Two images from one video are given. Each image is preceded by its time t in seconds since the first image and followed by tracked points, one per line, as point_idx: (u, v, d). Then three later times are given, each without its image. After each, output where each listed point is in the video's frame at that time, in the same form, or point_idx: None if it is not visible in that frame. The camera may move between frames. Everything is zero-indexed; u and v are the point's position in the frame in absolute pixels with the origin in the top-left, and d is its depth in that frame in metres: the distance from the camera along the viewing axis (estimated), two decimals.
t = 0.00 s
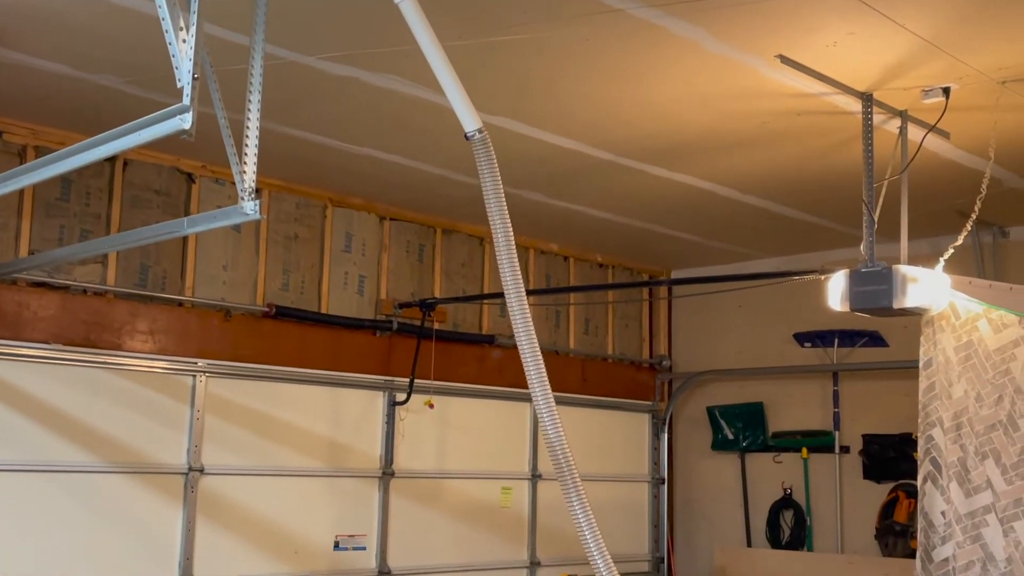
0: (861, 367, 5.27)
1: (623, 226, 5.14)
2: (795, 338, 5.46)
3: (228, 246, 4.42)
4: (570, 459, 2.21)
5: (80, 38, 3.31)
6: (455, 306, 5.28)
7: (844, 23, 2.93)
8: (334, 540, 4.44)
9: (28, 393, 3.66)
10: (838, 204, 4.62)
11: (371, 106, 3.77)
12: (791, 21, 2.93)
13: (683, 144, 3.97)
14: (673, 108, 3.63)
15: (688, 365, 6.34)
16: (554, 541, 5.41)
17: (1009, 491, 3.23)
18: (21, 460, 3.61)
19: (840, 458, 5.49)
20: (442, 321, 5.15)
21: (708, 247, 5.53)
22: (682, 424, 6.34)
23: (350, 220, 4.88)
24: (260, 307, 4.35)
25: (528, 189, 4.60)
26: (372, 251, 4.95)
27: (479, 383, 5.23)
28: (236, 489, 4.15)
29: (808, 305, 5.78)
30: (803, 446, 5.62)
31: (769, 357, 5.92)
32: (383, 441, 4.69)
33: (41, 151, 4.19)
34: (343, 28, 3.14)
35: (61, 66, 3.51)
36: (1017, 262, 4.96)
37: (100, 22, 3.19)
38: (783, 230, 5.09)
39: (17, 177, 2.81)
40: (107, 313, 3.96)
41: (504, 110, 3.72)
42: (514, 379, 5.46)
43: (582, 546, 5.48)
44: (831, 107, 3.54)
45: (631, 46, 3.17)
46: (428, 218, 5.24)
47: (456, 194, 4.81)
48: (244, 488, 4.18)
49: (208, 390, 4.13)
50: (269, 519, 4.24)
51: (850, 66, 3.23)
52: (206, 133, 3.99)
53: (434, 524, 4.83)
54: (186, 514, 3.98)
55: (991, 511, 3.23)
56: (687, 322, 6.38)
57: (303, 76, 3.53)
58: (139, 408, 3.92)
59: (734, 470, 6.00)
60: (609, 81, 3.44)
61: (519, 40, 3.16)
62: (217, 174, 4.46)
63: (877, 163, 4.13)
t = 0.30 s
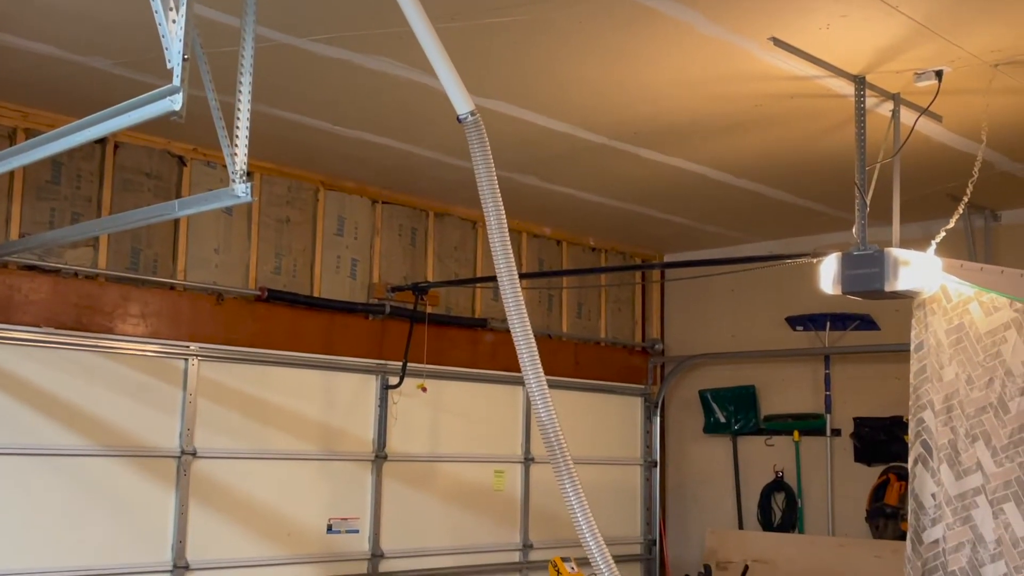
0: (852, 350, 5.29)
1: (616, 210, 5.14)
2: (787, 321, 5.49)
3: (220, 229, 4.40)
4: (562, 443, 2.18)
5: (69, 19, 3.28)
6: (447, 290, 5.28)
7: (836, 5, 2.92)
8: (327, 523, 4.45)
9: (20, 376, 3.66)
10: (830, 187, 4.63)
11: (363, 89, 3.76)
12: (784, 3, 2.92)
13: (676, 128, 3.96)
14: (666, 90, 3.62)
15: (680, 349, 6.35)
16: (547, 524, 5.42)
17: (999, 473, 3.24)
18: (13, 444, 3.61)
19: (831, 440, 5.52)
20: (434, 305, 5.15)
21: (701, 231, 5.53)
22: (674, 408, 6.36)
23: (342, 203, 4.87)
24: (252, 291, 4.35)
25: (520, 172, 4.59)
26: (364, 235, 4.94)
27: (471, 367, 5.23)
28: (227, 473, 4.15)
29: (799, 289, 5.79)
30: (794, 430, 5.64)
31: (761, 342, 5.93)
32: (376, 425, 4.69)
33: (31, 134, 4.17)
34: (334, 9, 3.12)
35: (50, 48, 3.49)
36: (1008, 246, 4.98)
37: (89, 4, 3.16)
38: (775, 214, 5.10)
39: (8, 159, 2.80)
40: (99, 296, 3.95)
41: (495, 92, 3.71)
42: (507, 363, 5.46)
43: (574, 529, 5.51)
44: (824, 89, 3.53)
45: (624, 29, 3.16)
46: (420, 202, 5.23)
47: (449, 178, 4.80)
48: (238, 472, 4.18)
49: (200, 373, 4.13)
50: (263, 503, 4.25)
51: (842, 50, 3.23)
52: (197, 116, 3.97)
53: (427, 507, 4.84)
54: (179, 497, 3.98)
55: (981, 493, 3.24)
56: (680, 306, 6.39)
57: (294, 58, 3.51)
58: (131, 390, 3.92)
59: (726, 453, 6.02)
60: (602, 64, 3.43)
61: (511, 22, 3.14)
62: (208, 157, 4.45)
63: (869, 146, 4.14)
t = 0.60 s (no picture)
0: (843, 332, 5.31)
1: (608, 192, 5.14)
2: (779, 303, 5.49)
3: (211, 212, 4.38)
4: (554, 424, 2.16)
5: None
6: (439, 273, 5.27)
7: None
8: (319, 506, 4.46)
9: (11, 359, 3.65)
10: (822, 170, 4.63)
11: (354, 70, 3.74)
12: None
13: (669, 110, 3.95)
14: (658, 72, 3.61)
15: (672, 333, 6.36)
16: (539, 507, 5.44)
17: (989, 454, 3.22)
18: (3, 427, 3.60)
19: (822, 423, 5.54)
20: (426, 288, 5.15)
21: (693, 214, 5.53)
22: (665, 391, 6.37)
23: (333, 186, 4.86)
24: (244, 274, 4.34)
25: (512, 155, 4.58)
26: (356, 218, 4.93)
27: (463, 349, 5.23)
28: (220, 455, 4.15)
29: (791, 273, 5.80)
30: (786, 412, 5.66)
31: (752, 325, 5.94)
32: (369, 406, 4.69)
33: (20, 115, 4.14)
34: None
35: (38, 29, 3.46)
36: (998, 229, 4.99)
37: None
38: (767, 197, 5.09)
39: None
40: (89, 278, 3.92)
41: (487, 74, 3.70)
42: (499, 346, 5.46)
43: (566, 512, 5.52)
44: (816, 71, 3.52)
45: (616, 10, 3.14)
46: (412, 184, 5.21)
47: (441, 160, 4.79)
48: (229, 454, 4.18)
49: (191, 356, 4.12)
50: (255, 485, 4.25)
51: (834, 32, 3.22)
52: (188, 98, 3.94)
53: (419, 489, 4.85)
54: (171, 480, 3.98)
55: (971, 474, 3.23)
56: (672, 289, 6.39)
57: (285, 39, 3.49)
58: (122, 373, 3.91)
59: (717, 437, 6.04)
60: (593, 45, 3.41)
61: (502, 4, 3.12)
62: (199, 139, 4.43)
63: (861, 128, 4.14)
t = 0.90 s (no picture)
0: (834, 313, 5.33)
1: (600, 174, 5.13)
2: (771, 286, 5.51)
3: (201, 193, 4.37)
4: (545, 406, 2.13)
5: None
6: (431, 255, 5.26)
7: None
8: (311, 487, 4.46)
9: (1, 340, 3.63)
10: (814, 151, 4.63)
11: (345, 51, 3.72)
12: None
13: (661, 91, 3.94)
14: (650, 53, 3.60)
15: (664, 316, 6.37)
16: (531, 488, 5.45)
17: (979, 435, 3.28)
18: None
19: (813, 404, 5.56)
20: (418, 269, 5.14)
21: (685, 196, 5.52)
22: (657, 374, 6.39)
23: (325, 167, 4.84)
24: (235, 255, 4.33)
25: (504, 136, 4.57)
26: (347, 199, 4.91)
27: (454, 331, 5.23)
28: (213, 437, 4.15)
29: (783, 255, 5.81)
30: (777, 393, 5.68)
31: (744, 307, 5.95)
32: (360, 387, 4.69)
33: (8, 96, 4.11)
34: None
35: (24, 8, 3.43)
36: (990, 210, 5.00)
37: None
38: (759, 178, 5.09)
39: None
40: (79, 260, 3.92)
41: (478, 55, 3.68)
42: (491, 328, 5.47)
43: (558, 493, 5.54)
44: (808, 52, 3.51)
45: None
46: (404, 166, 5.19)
47: (433, 141, 4.77)
48: (218, 435, 4.17)
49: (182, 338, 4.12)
50: (246, 467, 4.25)
51: (827, 14, 3.21)
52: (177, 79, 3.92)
53: (411, 470, 4.85)
54: (163, 461, 3.98)
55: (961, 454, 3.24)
56: (664, 272, 6.40)
57: (274, 19, 3.46)
58: (113, 355, 3.90)
59: (709, 419, 6.06)
60: (585, 26, 3.40)
61: None
62: (189, 120, 4.41)
63: (854, 109, 4.14)
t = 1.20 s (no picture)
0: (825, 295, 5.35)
1: (592, 155, 5.12)
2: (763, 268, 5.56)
3: (192, 174, 4.35)
4: (537, 387, 2.11)
5: None
6: (422, 236, 5.25)
7: None
8: (303, 468, 4.46)
9: None
10: (806, 132, 4.63)
11: (336, 30, 3.69)
12: None
13: (652, 71, 3.93)
14: (642, 33, 3.59)
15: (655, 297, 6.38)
16: (523, 469, 5.47)
17: (967, 415, 3.25)
18: None
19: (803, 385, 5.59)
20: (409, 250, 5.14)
21: (677, 177, 5.52)
22: (648, 355, 6.40)
23: (315, 147, 4.82)
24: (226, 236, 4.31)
25: (496, 117, 4.55)
26: (338, 180, 4.90)
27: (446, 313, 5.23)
28: (205, 418, 4.15)
29: (774, 237, 5.81)
30: (767, 374, 5.70)
31: (735, 289, 5.96)
32: (351, 369, 4.69)
33: None
34: None
35: None
36: (980, 191, 5.02)
37: None
38: (751, 159, 5.09)
39: None
40: (69, 241, 3.89)
41: (470, 34, 3.66)
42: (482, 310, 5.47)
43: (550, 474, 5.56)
44: (800, 32, 3.50)
45: None
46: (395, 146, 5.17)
47: (424, 122, 4.76)
48: (212, 417, 4.18)
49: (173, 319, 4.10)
50: (238, 448, 4.25)
51: None
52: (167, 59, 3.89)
53: (402, 451, 4.86)
54: (154, 442, 3.98)
55: (949, 434, 3.26)
56: (655, 253, 6.40)
57: None
58: (103, 337, 3.88)
59: (700, 400, 6.08)
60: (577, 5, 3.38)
61: None
62: (178, 100, 4.38)
63: (845, 89, 4.14)
